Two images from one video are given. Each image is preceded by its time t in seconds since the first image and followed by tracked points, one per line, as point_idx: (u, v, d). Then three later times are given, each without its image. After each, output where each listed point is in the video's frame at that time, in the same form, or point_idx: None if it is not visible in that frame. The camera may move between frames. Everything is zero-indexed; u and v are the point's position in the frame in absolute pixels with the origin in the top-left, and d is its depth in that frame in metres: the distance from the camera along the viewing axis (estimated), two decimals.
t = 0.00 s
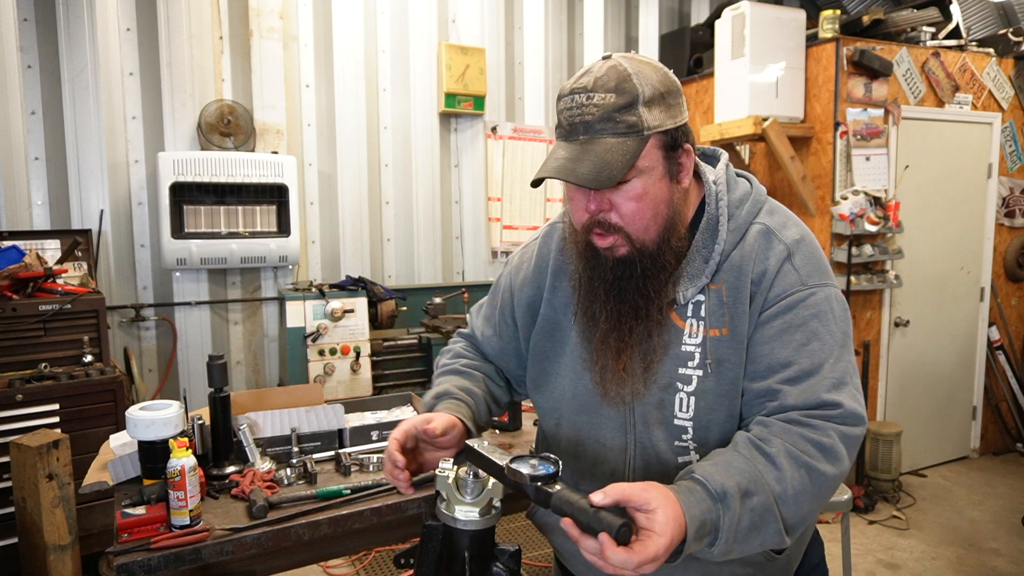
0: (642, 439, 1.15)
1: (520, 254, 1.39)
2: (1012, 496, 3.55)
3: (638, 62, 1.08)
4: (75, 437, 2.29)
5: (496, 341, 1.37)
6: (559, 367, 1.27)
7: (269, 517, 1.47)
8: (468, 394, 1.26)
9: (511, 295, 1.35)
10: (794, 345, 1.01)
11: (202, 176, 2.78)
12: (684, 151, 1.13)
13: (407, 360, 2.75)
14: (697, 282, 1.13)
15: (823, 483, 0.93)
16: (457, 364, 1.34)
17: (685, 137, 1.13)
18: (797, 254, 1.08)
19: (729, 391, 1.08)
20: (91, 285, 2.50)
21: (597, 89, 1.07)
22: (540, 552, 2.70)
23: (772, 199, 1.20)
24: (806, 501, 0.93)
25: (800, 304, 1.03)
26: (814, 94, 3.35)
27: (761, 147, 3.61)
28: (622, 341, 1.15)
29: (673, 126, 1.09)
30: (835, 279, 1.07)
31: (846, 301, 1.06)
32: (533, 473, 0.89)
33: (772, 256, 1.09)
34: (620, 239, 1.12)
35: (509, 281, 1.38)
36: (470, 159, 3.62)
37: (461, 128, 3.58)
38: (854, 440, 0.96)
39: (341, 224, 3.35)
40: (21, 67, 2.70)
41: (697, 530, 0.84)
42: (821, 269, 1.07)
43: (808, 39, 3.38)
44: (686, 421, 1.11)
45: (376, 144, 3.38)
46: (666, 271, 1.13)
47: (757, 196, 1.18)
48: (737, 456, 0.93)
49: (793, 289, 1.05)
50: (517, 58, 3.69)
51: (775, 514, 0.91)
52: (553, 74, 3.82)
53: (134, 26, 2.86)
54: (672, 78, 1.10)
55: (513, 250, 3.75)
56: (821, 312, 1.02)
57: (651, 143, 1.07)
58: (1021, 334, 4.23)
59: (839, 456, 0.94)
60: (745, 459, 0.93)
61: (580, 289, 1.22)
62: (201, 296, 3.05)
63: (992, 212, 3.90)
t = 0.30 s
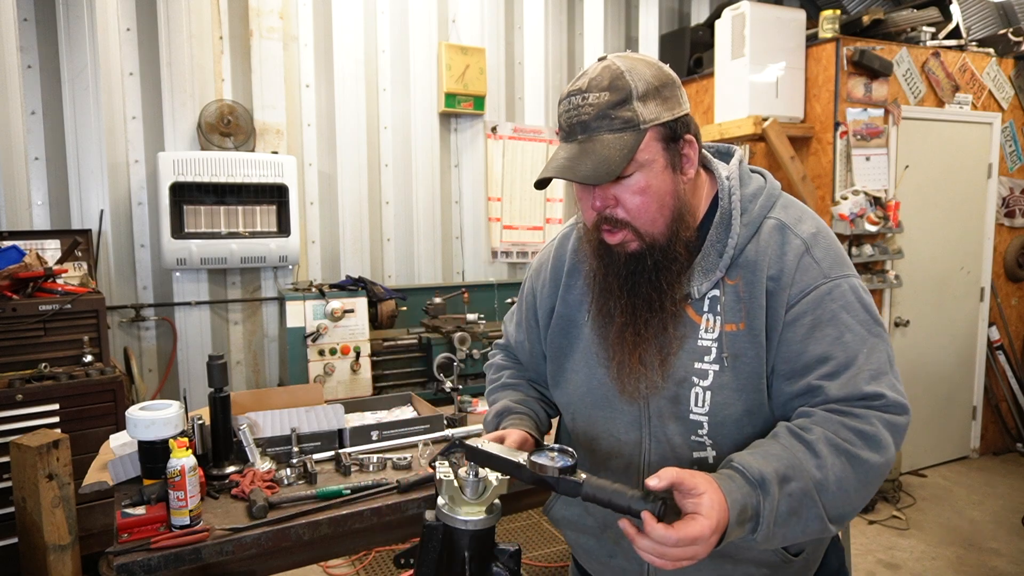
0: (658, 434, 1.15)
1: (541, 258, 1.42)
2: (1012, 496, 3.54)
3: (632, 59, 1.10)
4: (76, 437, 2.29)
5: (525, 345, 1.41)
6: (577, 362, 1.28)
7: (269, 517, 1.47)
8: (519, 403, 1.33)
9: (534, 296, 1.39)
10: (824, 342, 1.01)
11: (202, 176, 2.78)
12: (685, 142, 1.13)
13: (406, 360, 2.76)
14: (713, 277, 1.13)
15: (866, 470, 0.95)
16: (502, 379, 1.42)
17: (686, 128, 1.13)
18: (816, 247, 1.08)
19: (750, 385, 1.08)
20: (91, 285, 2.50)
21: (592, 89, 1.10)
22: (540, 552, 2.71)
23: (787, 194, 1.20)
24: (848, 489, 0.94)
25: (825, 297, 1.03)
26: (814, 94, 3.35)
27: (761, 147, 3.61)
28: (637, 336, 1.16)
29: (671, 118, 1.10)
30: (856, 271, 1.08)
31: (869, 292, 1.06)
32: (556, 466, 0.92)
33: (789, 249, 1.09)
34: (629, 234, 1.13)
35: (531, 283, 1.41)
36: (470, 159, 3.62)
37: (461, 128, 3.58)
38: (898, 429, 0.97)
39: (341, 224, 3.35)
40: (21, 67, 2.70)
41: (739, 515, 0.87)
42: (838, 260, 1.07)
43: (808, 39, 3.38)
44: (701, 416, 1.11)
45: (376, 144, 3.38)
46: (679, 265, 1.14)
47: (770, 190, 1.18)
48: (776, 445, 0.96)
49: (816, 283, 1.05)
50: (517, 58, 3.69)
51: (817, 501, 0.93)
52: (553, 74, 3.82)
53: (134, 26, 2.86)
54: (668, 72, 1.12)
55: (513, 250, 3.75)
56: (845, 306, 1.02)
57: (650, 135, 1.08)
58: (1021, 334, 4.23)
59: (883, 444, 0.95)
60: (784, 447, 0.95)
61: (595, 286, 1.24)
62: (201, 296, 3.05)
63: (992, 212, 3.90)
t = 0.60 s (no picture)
0: (672, 427, 1.15)
1: (556, 257, 1.42)
2: (1012, 496, 3.55)
3: (627, 58, 1.11)
4: (76, 437, 2.29)
5: (539, 344, 1.40)
6: (590, 357, 1.28)
7: (269, 517, 1.47)
8: (529, 413, 1.29)
9: (550, 294, 1.40)
10: (851, 334, 1.01)
11: (202, 176, 2.78)
12: (687, 134, 1.12)
13: (406, 360, 2.76)
14: (727, 271, 1.14)
15: (898, 458, 0.94)
16: (514, 385, 1.38)
17: (688, 121, 1.13)
18: (836, 240, 1.08)
19: (769, 377, 1.08)
20: (91, 285, 2.50)
21: (588, 90, 1.11)
22: (540, 552, 2.71)
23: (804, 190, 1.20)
24: (877, 478, 0.95)
25: (849, 289, 1.03)
26: (814, 94, 3.35)
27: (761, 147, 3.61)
28: (650, 330, 1.16)
29: (668, 111, 1.09)
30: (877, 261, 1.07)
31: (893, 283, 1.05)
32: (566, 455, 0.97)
33: (807, 242, 1.09)
34: (637, 227, 1.14)
35: (549, 282, 1.41)
36: (470, 159, 3.62)
37: (461, 128, 3.58)
38: (931, 417, 0.96)
39: (341, 224, 3.35)
40: (21, 66, 2.70)
41: (761, 501, 0.90)
42: (858, 252, 1.07)
43: (808, 39, 3.38)
44: (716, 408, 1.11)
45: (376, 144, 3.38)
46: (688, 258, 1.14)
47: (786, 186, 1.17)
48: (803, 435, 0.97)
49: (839, 275, 1.04)
50: (517, 59, 3.69)
51: (844, 489, 0.94)
52: (552, 74, 3.82)
53: (134, 26, 2.86)
54: (664, 67, 1.12)
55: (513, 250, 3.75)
56: (869, 298, 1.02)
57: (647, 130, 1.08)
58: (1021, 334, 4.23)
59: (915, 432, 0.95)
60: (810, 436, 0.96)
61: (609, 282, 1.24)
62: (201, 296, 3.05)
63: (992, 212, 3.90)
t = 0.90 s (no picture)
0: (679, 423, 1.15)
1: (566, 257, 1.43)
2: (1012, 496, 3.55)
3: (628, 57, 1.11)
4: (75, 437, 2.29)
5: (547, 344, 1.40)
6: (598, 354, 1.28)
7: (269, 517, 1.47)
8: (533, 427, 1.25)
9: (559, 293, 1.40)
10: (861, 330, 1.00)
11: (202, 176, 2.78)
12: (688, 130, 1.12)
13: (407, 360, 2.76)
14: (733, 267, 1.14)
15: (901, 455, 0.94)
16: (517, 396, 1.34)
17: (690, 117, 1.12)
18: (846, 236, 1.08)
19: (777, 373, 1.08)
20: (91, 285, 2.50)
21: (589, 91, 1.11)
22: (540, 552, 2.70)
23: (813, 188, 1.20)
24: (878, 474, 0.95)
25: (859, 285, 1.02)
26: (814, 94, 3.35)
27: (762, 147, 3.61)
28: (656, 326, 1.17)
29: (668, 108, 1.09)
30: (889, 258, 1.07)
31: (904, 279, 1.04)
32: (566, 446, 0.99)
33: (816, 239, 1.08)
34: (642, 224, 1.15)
35: (560, 280, 1.41)
36: (470, 159, 3.62)
37: (461, 128, 3.58)
38: (941, 414, 0.95)
39: (341, 224, 3.35)
40: (21, 66, 2.70)
41: (752, 492, 0.92)
42: (869, 248, 1.06)
43: (808, 39, 3.38)
44: (724, 404, 1.11)
45: (376, 144, 3.38)
46: (693, 254, 1.15)
47: (794, 183, 1.17)
48: (804, 428, 0.98)
49: (849, 271, 1.04)
50: (517, 59, 3.69)
51: (842, 484, 0.95)
52: (552, 74, 3.82)
53: (134, 26, 2.86)
54: (663, 65, 1.11)
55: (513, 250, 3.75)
56: (878, 294, 1.01)
57: (646, 127, 1.08)
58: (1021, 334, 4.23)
59: (921, 430, 0.94)
60: (811, 429, 0.98)
61: (617, 279, 1.25)
62: (201, 296, 3.05)
63: (992, 212, 3.90)
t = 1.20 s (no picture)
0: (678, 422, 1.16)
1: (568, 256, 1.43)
2: (1012, 496, 3.54)
3: (627, 59, 1.11)
4: (75, 437, 2.29)
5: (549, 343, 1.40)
6: (598, 353, 1.29)
7: (269, 517, 1.47)
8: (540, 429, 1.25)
9: (560, 292, 1.40)
10: (854, 329, 1.00)
11: (202, 176, 2.78)
12: (688, 131, 1.12)
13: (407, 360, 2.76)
14: (732, 266, 1.14)
15: (881, 457, 0.95)
16: (521, 400, 1.34)
17: (690, 118, 1.12)
18: (842, 236, 1.07)
19: (774, 373, 1.08)
20: (91, 285, 2.50)
21: (588, 93, 1.11)
22: (540, 552, 2.70)
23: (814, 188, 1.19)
24: (858, 474, 0.96)
25: (853, 285, 1.02)
26: (814, 94, 3.35)
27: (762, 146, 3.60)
28: (655, 325, 1.17)
29: (667, 110, 1.09)
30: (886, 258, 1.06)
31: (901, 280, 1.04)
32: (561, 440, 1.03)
33: (812, 239, 1.08)
34: (641, 224, 1.15)
35: (563, 280, 1.41)
36: (470, 159, 3.62)
37: (461, 128, 3.58)
38: (928, 418, 0.95)
39: (341, 225, 3.35)
40: (21, 67, 2.70)
41: (726, 485, 0.96)
42: (866, 249, 1.06)
43: (808, 39, 3.38)
44: (722, 403, 1.11)
45: (376, 144, 3.38)
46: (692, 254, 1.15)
47: (795, 183, 1.17)
48: (785, 427, 1.00)
49: (843, 272, 1.04)
50: (517, 59, 3.69)
51: (818, 482, 0.97)
52: (552, 75, 3.82)
53: (134, 26, 2.86)
54: (662, 67, 1.11)
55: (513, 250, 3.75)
56: (874, 294, 1.01)
57: (645, 130, 1.08)
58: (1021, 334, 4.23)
59: (904, 433, 0.94)
60: (791, 427, 1.00)
61: (617, 279, 1.25)
62: (201, 296, 3.05)
63: (992, 212, 3.90)
